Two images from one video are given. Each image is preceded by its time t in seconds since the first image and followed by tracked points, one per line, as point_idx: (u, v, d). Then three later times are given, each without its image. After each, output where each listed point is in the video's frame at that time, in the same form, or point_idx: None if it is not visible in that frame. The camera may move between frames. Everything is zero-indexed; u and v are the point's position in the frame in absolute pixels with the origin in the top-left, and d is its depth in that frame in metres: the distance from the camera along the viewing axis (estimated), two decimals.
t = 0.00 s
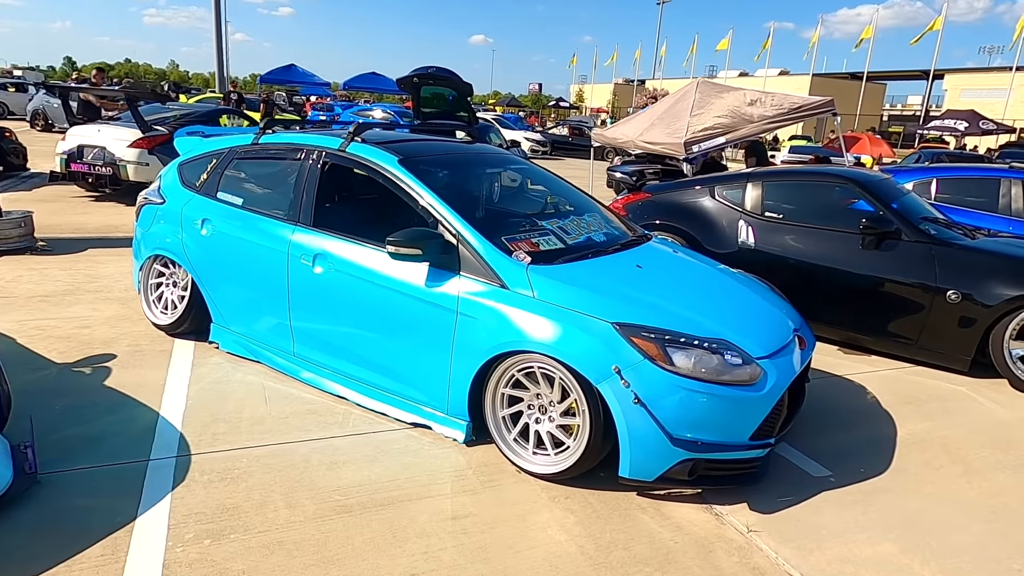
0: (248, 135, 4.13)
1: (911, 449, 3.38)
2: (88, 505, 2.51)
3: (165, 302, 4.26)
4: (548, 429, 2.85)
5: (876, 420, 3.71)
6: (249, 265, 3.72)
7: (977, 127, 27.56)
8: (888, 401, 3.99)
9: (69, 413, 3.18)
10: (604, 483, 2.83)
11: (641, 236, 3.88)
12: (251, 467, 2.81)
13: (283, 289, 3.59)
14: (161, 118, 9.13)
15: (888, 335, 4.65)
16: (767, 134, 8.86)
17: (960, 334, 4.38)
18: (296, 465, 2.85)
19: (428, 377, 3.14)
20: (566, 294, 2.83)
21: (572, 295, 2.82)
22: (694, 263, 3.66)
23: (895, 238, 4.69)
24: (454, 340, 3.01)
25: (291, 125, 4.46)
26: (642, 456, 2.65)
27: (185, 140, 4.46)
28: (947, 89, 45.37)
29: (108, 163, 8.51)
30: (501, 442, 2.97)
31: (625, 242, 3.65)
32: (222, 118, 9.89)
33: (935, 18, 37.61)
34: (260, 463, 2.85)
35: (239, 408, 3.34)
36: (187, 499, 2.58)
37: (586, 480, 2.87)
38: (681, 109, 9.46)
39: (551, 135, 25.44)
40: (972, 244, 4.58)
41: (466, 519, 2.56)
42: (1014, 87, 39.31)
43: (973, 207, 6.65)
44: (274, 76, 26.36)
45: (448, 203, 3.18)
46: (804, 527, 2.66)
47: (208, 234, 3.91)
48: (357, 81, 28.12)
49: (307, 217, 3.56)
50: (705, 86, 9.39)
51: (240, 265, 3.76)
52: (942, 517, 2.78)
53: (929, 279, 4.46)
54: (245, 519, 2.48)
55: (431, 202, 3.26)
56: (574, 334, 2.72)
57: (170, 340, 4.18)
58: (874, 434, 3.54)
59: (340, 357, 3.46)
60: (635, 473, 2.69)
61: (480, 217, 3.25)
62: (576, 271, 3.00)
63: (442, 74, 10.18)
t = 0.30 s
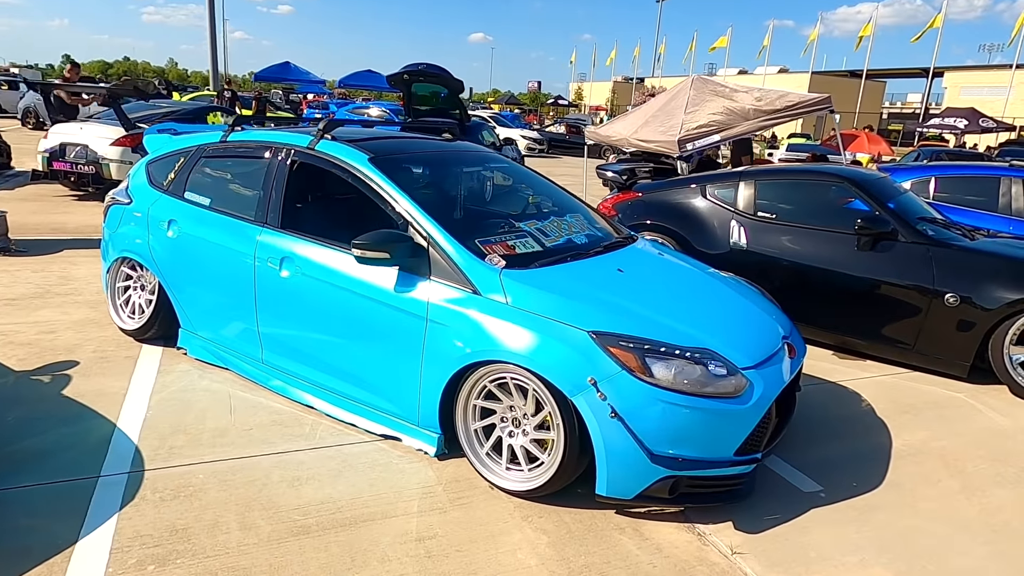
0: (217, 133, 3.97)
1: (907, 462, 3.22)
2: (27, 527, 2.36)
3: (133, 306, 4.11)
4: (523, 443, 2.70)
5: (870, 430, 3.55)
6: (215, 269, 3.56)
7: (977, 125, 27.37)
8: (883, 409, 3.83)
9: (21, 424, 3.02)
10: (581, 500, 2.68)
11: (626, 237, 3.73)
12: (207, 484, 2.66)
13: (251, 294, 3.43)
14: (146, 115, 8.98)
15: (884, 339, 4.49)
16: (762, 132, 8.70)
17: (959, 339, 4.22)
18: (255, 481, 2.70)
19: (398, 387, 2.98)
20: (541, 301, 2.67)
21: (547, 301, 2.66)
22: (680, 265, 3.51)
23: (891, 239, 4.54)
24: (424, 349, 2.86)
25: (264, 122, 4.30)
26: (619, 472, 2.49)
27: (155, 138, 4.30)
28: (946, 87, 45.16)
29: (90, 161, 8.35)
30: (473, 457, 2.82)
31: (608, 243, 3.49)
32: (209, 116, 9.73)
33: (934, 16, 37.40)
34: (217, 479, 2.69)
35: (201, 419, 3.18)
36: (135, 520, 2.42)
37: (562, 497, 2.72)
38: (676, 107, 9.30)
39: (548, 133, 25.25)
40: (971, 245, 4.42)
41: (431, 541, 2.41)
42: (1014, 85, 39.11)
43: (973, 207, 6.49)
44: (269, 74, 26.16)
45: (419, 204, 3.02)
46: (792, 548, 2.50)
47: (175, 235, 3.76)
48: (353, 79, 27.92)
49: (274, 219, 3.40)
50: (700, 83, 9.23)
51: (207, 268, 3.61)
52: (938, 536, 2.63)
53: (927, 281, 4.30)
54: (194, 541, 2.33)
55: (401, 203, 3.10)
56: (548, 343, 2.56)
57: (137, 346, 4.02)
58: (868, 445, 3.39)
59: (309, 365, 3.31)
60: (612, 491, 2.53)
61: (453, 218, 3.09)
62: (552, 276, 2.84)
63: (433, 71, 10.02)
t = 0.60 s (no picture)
0: (191, 129, 3.88)
1: (895, 470, 3.13)
2: None
3: (106, 306, 4.02)
4: (495, 450, 2.61)
5: (858, 436, 3.46)
6: (188, 268, 3.48)
7: (978, 124, 27.22)
8: (872, 414, 3.74)
9: None
10: (554, 510, 2.59)
11: (609, 237, 3.63)
12: (168, 492, 2.57)
13: (223, 295, 3.34)
14: (135, 112, 8.89)
15: (875, 342, 4.40)
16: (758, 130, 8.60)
17: (952, 342, 4.12)
18: (219, 489, 2.61)
19: (370, 392, 2.89)
20: (514, 303, 2.58)
21: (521, 304, 2.57)
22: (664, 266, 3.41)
23: (883, 240, 4.44)
24: (395, 353, 2.77)
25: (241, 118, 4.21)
26: (592, 481, 2.40)
27: (131, 135, 4.21)
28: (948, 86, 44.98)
29: (78, 158, 8.26)
30: (445, 464, 2.73)
31: (589, 243, 3.40)
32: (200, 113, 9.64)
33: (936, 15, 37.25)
34: (179, 487, 2.61)
35: (169, 423, 3.09)
36: (89, 530, 2.33)
37: (535, 506, 2.63)
38: (670, 104, 9.21)
39: (547, 132, 25.13)
40: (965, 246, 4.33)
41: (396, 553, 2.32)
42: (1016, 84, 38.92)
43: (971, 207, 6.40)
44: (266, 71, 26.06)
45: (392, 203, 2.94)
46: (771, 561, 2.41)
47: (148, 234, 3.67)
48: (350, 77, 27.79)
49: (246, 217, 3.32)
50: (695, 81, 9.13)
51: (179, 268, 3.52)
52: (924, 549, 2.54)
53: (920, 283, 4.21)
54: (149, 553, 2.24)
55: (373, 200, 3.01)
56: (520, 347, 2.46)
57: (111, 348, 3.94)
58: (855, 451, 3.29)
59: (281, 368, 3.22)
60: (585, 501, 2.44)
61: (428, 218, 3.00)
62: (527, 278, 2.75)
63: (426, 68, 9.91)
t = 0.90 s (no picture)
0: (161, 123, 3.81)
1: (875, 473, 3.05)
2: None
3: (77, 303, 3.95)
4: (458, 453, 2.53)
5: (840, 437, 3.38)
6: (155, 264, 3.40)
7: (980, 121, 27.05)
8: (856, 414, 3.66)
9: None
10: (519, 514, 2.52)
11: (586, 233, 3.55)
12: (122, 494, 2.50)
13: (190, 291, 3.27)
14: (123, 107, 8.80)
15: (862, 341, 4.32)
16: (751, 126, 8.50)
17: (940, 341, 4.04)
18: (175, 492, 2.54)
19: (334, 391, 2.82)
20: (478, 301, 2.50)
21: (485, 302, 2.49)
22: (641, 262, 3.33)
23: (870, 236, 4.37)
24: (359, 352, 2.69)
25: (215, 111, 4.13)
26: (555, 485, 2.33)
27: (103, 129, 4.14)
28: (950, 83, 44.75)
29: (65, 154, 8.19)
30: (409, 467, 2.66)
31: (564, 240, 3.32)
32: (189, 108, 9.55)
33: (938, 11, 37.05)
34: (134, 489, 2.54)
35: (131, 423, 3.02)
36: (35, 535, 2.26)
37: (500, 511, 2.55)
38: (663, 99, 9.12)
39: (545, 128, 25.00)
40: (954, 243, 4.25)
41: (351, 559, 2.24)
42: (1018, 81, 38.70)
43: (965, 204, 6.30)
44: (264, 67, 25.96)
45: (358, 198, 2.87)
46: (740, 568, 2.33)
47: (116, 230, 3.59)
48: (347, 73, 27.68)
49: (212, 213, 3.24)
50: (689, 75, 9.04)
51: (146, 264, 3.44)
52: (900, 557, 2.46)
53: (906, 281, 4.13)
54: (95, 558, 2.17)
55: (339, 195, 2.94)
56: (483, 347, 2.39)
57: (81, 345, 3.87)
58: (836, 453, 3.22)
59: (248, 367, 3.14)
60: (549, 505, 2.36)
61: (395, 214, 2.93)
62: (494, 275, 2.67)
63: (417, 62, 9.79)
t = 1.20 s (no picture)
0: (131, 118, 3.75)
1: (853, 477, 2.99)
2: None
3: (49, 300, 3.89)
4: (420, 456, 2.48)
5: (819, 440, 3.32)
6: (123, 262, 3.35)
7: (981, 118, 26.91)
8: (838, 417, 3.60)
9: None
10: (482, 520, 2.46)
11: (562, 231, 3.49)
12: (77, 498, 2.45)
13: (157, 289, 3.21)
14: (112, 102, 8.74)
15: (847, 341, 4.26)
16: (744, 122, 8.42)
17: (925, 342, 3.97)
18: (132, 495, 2.49)
19: (298, 392, 2.76)
20: (441, 301, 2.44)
21: (447, 302, 2.43)
22: (616, 261, 3.26)
23: (856, 235, 4.30)
24: (321, 352, 2.63)
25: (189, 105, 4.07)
26: (516, 491, 2.27)
27: (76, 124, 4.09)
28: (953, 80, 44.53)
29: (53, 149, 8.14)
30: (372, 470, 2.61)
31: (538, 238, 3.26)
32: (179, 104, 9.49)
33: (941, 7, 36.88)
34: (90, 492, 2.48)
35: (94, 424, 2.97)
36: None
37: (463, 516, 2.50)
38: (656, 96, 9.05)
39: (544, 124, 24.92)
40: (941, 242, 4.18)
41: (305, 566, 2.19)
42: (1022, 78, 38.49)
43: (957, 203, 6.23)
44: (262, 62, 25.91)
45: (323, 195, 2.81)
46: None
47: (85, 227, 3.54)
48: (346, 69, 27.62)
49: (179, 210, 3.19)
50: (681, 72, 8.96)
51: (115, 261, 3.39)
52: (872, 565, 2.40)
53: (892, 281, 4.07)
54: (42, 564, 2.12)
55: (304, 193, 2.88)
56: (443, 349, 2.33)
57: (52, 343, 3.82)
58: (814, 457, 3.15)
59: (214, 366, 3.08)
60: (510, 510, 2.31)
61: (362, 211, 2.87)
62: (460, 275, 2.61)
63: (410, 58, 9.71)
